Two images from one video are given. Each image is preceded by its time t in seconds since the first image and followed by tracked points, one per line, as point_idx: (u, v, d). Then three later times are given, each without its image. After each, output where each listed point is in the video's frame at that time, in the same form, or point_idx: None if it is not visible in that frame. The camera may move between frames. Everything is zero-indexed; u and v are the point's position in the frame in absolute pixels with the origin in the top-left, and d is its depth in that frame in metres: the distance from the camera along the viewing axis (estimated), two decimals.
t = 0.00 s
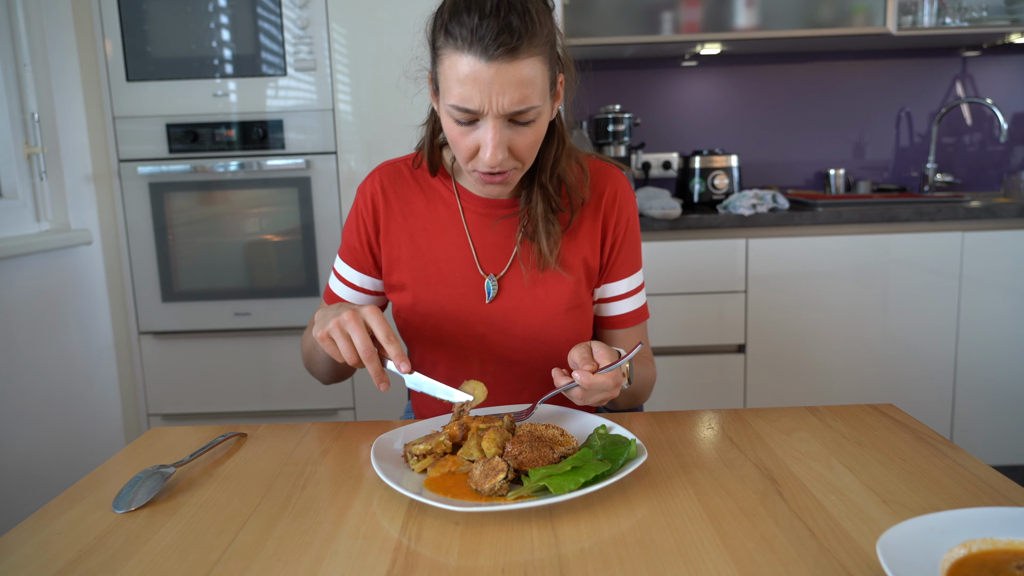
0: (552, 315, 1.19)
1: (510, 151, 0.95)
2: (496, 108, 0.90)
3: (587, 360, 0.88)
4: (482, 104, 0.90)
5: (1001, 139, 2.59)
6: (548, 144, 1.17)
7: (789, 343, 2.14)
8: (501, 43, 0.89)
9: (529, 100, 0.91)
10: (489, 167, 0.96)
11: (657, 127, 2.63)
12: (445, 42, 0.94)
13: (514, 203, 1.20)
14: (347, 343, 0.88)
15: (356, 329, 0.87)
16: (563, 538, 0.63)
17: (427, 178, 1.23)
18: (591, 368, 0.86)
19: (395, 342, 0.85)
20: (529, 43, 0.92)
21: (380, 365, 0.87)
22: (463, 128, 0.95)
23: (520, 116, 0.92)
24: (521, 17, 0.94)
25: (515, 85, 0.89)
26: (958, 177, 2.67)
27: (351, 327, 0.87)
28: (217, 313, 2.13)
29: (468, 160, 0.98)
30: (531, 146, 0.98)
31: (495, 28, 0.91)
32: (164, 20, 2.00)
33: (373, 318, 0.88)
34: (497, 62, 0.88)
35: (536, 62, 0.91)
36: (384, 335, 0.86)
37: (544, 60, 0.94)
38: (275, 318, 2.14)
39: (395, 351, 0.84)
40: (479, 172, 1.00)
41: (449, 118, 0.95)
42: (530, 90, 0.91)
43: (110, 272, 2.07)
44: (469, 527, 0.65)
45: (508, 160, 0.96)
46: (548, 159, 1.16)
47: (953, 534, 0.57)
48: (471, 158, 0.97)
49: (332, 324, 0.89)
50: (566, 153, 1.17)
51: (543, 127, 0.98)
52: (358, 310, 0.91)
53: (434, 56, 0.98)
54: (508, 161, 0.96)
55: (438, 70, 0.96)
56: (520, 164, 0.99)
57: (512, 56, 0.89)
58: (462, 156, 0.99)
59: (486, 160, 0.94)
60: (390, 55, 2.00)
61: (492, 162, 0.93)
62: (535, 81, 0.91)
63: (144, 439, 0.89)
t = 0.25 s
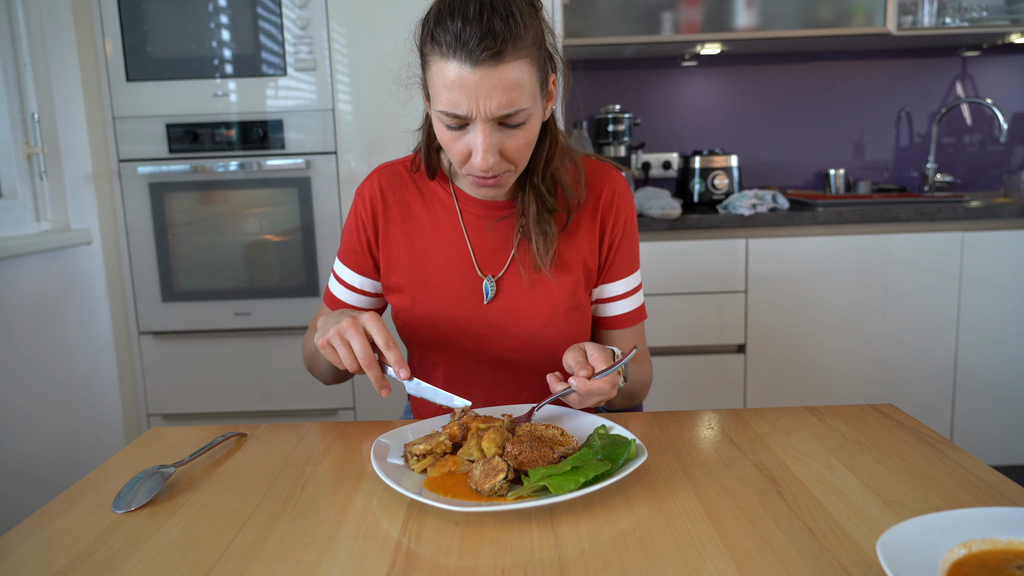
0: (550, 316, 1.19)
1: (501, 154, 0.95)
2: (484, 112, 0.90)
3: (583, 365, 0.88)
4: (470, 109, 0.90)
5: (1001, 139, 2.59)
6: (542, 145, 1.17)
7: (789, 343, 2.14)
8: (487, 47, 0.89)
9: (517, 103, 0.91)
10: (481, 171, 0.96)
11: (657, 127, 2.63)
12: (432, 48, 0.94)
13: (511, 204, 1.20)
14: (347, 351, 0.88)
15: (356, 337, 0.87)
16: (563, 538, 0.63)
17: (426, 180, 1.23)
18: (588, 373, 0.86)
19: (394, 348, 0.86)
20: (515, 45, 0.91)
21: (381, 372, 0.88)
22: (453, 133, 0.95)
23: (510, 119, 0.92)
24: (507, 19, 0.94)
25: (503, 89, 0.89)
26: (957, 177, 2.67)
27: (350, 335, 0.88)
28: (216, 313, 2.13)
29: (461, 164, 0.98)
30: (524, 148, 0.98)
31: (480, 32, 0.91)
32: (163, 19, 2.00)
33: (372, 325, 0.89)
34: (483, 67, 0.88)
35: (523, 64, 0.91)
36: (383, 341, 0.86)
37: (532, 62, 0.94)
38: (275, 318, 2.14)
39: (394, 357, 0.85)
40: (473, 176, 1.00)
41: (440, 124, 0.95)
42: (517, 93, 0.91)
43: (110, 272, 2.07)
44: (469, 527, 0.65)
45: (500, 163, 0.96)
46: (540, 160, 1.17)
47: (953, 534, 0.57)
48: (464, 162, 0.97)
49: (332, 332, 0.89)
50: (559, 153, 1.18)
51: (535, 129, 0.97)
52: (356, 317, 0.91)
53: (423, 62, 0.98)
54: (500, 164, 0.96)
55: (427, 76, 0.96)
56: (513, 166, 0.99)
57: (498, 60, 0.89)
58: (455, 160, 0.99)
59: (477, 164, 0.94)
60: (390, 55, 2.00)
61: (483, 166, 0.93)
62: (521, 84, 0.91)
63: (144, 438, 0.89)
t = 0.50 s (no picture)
0: (547, 316, 1.19)
1: (499, 158, 0.95)
2: (484, 117, 0.90)
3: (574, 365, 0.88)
4: (470, 113, 0.90)
5: (1001, 139, 2.59)
6: (538, 145, 1.17)
7: (789, 343, 2.14)
8: (488, 52, 0.89)
9: (517, 108, 0.91)
10: (479, 174, 0.96)
11: (656, 127, 2.63)
12: (432, 50, 0.94)
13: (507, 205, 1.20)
14: (336, 354, 0.89)
15: (343, 340, 0.87)
16: (563, 538, 0.63)
17: (421, 181, 1.23)
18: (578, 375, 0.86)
19: (380, 353, 0.85)
20: (517, 51, 0.91)
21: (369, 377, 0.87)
22: (452, 136, 0.95)
23: (509, 124, 0.92)
24: (508, 23, 0.94)
25: (503, 94, 0.89)
26: (957, 177, 2.67)
27: (338, 339, 0.88)
28: (216, 313, 2.13)
29: (459, 167, 0.98)
30: (522, 152, 0.98)
31: (481, 36, 0.91)
32: (163, 19, 2.00)
33: (361, 330, 0.88)
34: (484, 72, 0.88)
35: (524, 70, 0.91)
36: (370, 346, 0.86)
37: (533, 67, 0.94)
38: (275, 318, 2.14)
39: (379, 363, 0.84)
40: (471, 179, 1.00)
41: (438, 126, 0.95)
42: (517, 98, 0.91)
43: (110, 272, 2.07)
44: (469, 527, 0.65)
45: (498, 167, 0.96)
46: (537, 161, 1.17)
47: (953, 534, 0.57)
48: (462, 165, 0.98)
49: (322, 335, 0.89)
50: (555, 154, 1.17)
51: (533, 134, 0.98)
52: (347, 321, 0.91)
53: (422, 64, 0.98)
54: (498, 168, 0.96)
55: (426, 79, 0.96)
56: (511, 170, 1.00)
57: (499, 65, 0.89)
58: (453, 163, 0.99)
59: (475, 168, 0.94)
60: (390, 55, 2.00)
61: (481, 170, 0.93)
62: (522, 89, 0.91)
63: (144, 438, 0.89)
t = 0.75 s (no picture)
0: (545, 313, 1.18)
1: (493, 157, 0.95)
2: (478, 115, 0.90)
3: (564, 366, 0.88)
4: (464, 111, 0.90)
5: (1001, 139, 2.59)
6: (534, 145, 1.17)
7: (789, 343, 2.14)
8: (483, 51, 0.89)
9: (512, 108, 0.91)
10: (473, 172, 0.97)
11: (656, 127, 2.63)
12: (427, 48, 0.94)
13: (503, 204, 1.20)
14: (351, 360, 0.89)
15: (359, 347, 0.87)
16: (563, 538, 0.63)
17: (418, 180, 1.23)
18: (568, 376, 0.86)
19: (396, 356, 0.86)
20: (512, 50, 0.92)
21: (387, 379, 0.88)
22: (446, 135, 0.95)
23: (504, 123, 0.92)
24: (504, 22, 0.94)
25: (498, 93, 0.89)
26: (957, 177, 2.67)
27: (353, 346, 0.88)
28: (216, 313, 2.13)
29: (453, 165, 0.98)
30: (516, 151, 0.98)
31: (477, 35, 0.91)
32: (163, 19, 2.00)
33: (376, 334, 0.89)
34: (479, 70, 0.88)
35: (519, 69, 0.91)
36: (385, 350, 0.87)
37: (528, 67, 0.94)
38: (275, 318, 2.14)
39: (397, 367, 0.85)
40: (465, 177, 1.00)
41: (433, 124, 0.95)
42: (512, 97, 0.91)
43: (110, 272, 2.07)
44: (469, 527, 0.65)
45: (492, 165, 0.96)
46: (533, 160, 1.16)
47: (953, 534, 0.57)
48: (456, 163, 0.98)
49: (335, 342, 0.89)
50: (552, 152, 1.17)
51: (528, 133, 0.98)
52: (359, 326, 0.91)
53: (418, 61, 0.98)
54: (492, 166, 0.96)
55: (422, 76, 0.96)
56: (505, 168, 1.00)
57: (494, 64, 0.89)
58: (447, 161, 0.99)
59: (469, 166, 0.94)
60: (390, 55, 2.00)
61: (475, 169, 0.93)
62: (517, 89, 0.91)
63: (144, 438, 0.89)
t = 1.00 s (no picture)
0: (543, 313, 1.18)
1: (500, 157, 0.95)
2: (489, 115, 0.90)
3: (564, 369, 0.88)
4: (476, 110, 0.90)
5: (1001, 139, 2.59)
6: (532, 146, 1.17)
7: (789, 343, 2.13)
8: (499, 51, 0.89)
9: (522, 109, 0.91)
10: (478, 171, 0.96)
11: (656, 127, 2.63)
12: (439, 45, 0.93)
13: (501, 205, 1.20)
14: (370, 364, 0.89)
15: (378, 350, 0.87)
16: (563, 538, 0.63)
17: (415, 180, 1.23)
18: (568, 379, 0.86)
19: (416, 357, 0.86)
20: (526, 52, 0.92)
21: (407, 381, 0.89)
22: (453, 133, 0.94)
23: (513, 124, 0.92)
24: (518, 24, 0.94)
25: (511, 94, 0.89)
26: (957, 177, 2.67)
27: (372, 349, 0.88)
28: (216, 313, 2.13)
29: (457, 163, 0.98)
30: (521, 153, 0.98)
31: (492, 35, 0.91)
32: (163, 19, 2.00)
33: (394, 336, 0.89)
34: (493, 71, 0.88)
35: (532, 71, 0.92)
36: (405, 352, 0.87)
37: (539, 69, 0.94)
38: (275, 318, 2.14)
39: (417, 368, 0.85)
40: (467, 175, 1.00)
41: (440, 121, 0.94)
42: (524, 99, 0.91)
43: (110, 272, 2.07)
44: (469, 527, 0.65)
45: (498, 166, 0.96)
46: (532, 161, 1.16)
47: (953, 533, 0.57)
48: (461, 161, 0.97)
49: (354, 346, 0.89)
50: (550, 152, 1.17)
51: (534, 135, 0.98)
52: (377, 329, 0.91)
53: (426, 57, 0.97)
54: (498, 167, 0.96)
55: (430, 73, 0.95)
56: (509, 169, 1.00)
57: (508, 65, 0.89)
58: (450, 159, 0.98)
59: (475, 166, 0.94)
60: (390, 55, 2.00)
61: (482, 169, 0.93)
62: (528, 90, 0.91)
63: (145, 437, 0.89)
